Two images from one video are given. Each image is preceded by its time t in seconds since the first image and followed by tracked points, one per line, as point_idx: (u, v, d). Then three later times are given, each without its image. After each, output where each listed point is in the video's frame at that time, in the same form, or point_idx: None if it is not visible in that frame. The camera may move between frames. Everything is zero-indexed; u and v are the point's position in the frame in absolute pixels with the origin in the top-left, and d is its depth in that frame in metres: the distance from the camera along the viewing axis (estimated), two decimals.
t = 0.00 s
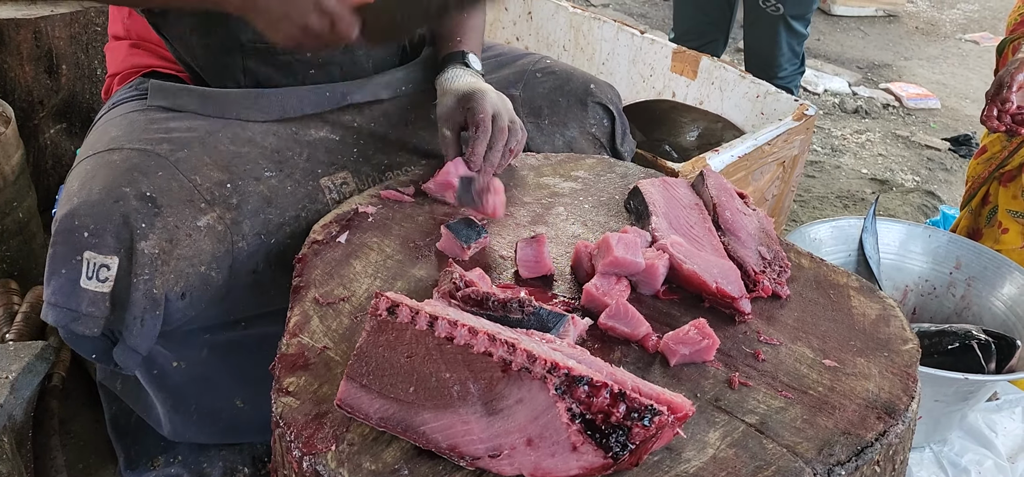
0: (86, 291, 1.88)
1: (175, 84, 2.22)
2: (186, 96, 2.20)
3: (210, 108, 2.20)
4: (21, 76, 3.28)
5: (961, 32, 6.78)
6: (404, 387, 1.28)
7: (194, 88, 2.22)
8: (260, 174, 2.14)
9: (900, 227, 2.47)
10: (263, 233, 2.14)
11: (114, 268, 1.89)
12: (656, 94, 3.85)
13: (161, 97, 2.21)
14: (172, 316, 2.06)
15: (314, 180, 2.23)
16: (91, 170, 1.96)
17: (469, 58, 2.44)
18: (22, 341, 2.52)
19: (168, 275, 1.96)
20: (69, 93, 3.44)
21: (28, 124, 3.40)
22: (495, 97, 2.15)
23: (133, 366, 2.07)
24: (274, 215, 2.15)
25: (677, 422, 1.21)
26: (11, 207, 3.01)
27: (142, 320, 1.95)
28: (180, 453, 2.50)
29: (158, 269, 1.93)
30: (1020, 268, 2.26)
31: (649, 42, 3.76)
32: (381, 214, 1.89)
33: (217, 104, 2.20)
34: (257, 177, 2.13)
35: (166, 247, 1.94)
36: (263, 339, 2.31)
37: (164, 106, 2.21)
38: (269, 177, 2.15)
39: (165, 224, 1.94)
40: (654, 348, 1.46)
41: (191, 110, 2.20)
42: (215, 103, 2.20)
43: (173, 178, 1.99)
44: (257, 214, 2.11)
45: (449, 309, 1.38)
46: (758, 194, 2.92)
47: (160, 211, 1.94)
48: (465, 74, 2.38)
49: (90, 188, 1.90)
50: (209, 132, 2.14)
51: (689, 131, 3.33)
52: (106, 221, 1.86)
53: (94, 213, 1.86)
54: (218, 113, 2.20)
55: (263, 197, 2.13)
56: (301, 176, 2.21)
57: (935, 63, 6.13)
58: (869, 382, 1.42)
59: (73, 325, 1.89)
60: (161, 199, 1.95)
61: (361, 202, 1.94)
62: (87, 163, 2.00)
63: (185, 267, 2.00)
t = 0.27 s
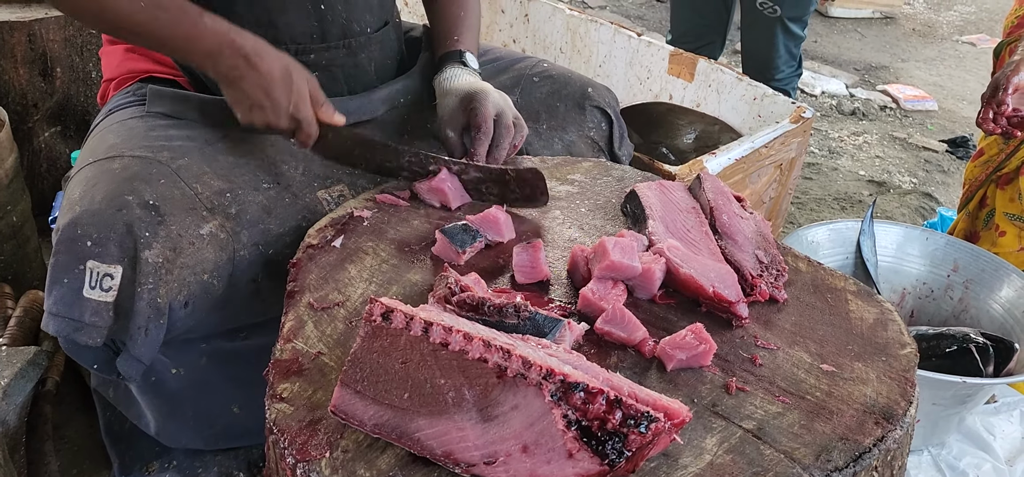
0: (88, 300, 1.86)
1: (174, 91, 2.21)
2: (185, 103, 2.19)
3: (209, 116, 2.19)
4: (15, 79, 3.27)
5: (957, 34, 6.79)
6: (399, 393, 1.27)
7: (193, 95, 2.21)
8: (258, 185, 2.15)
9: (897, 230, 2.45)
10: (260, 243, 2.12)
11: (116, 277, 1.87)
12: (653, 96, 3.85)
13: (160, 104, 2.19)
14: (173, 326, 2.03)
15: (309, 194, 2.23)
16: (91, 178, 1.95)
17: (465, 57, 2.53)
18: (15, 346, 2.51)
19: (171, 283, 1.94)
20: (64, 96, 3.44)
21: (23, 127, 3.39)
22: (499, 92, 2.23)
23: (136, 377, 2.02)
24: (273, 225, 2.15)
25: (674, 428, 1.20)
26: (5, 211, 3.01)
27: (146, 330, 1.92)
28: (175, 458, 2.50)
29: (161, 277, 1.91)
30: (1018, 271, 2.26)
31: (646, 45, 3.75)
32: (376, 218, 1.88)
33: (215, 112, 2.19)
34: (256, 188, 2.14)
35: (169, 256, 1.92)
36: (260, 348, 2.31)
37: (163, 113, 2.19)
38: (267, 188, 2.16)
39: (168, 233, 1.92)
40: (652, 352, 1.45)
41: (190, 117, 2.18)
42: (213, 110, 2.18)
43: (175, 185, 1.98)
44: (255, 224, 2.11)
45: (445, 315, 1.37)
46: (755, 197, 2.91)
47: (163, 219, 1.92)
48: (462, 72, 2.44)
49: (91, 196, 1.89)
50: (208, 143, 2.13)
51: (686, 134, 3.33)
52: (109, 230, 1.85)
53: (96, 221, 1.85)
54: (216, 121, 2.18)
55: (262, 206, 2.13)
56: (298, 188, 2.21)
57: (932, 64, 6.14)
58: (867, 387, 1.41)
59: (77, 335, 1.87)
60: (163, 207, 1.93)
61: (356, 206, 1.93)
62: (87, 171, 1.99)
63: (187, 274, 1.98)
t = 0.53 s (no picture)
0: (69, 305, 1.82)
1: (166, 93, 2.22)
2: (176, 104, 2.20)
3: (200, 116, 2.19)
4: (8, 82, 3.23)
5: (953, 35, 6.80)
6: (392, 400, 1.26)
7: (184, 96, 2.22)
8: (252, 181, 2.12)
9: (894, 232, 2.44)
10: (253, 243, 2.11)
11: (98, 282, 1.83)
12: (649, 99, 3.84)
13: (151, 106, 2.20)
14: (157, 330, 2.02)
15: (307, 187, 2.22)
16: (77, 181, 1.94)
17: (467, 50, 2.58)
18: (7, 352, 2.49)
19: (155, 287, 1.92)
20: (58, 99, 3.42)
21: (15, 131, 3.35)
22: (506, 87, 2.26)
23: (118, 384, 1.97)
24: (267, 224, 2.13)
25: (669, 434, 1.19)
26: None
27: (127, 334, 1.90)
28: (168, 463, 2.49)
29: (144, 282, 1.89)
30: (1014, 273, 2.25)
31: (642, 47, 3.75)
32: (371, 222, 1.87)
33: (207, 111, 2.19)
34: (250, 185, 2.12)
35: (151, 260, 1.90)
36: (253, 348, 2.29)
37: (153, 115, 2.19)
38: (262, 185, 2.14)
39: (151, 236, 1.90)
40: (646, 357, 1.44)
41: (181, 118, 2.18)
42: (204, 110, 2.19)
43: (162, 188, 1.97)
44: (249, 223, 2.09)
45: (438, 320, 1.36)
46: (751, 200, 2.91)
47: (146, 223, 1.90)
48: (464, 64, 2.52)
49: (75, 199, 1.87)
50: (199, 141, 2.12)
51: (681, 136, 3.32)
52: (91, 233, 1.82)
53: (79, 224, 1.82)
54: (207, 120, 2.18)
55: (256, 206, 2.11)
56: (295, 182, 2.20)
57: (928, 66, 6.15)
58: (862, 392, 1.41)
59: (58, 340, 1.81)
60: (147, 210, 1.91)
61: (349, 210, 1.92)
62: (71, 175, 1.98)
63: (171, 278, 1.95)
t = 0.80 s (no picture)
0: (85, 298, 1.81)
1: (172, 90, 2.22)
2: (182, 101, 2.20)
3: (205, 113, 2.20)
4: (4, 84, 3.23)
5: (951, 36, 6.80)
6: (388, 405, 1.25)
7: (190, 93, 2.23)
8: (257, 179, 2.12)
9: (891, 235, 2.45)
10: (262, 239, 2.10)
11: (114, 275, 1.83)
12: (647, 100, 3.84)
13: (158, 103, 2.20)
14: (171, 324, 2.02)
15: (310, 185, 2.21)
16: (89, 176, 1.93)
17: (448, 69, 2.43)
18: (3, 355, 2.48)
19: (169, 282, 1.91)
20: (54, 101, 3.42)
21: (12, 133, 3.34)
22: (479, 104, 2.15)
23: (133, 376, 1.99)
24: (271, 221, 2.12)
25: (666, 438, 1.19)
26: None
27: (143, 328, 1.89)
28: (166, 466, 2.47)
29: (159, 275, 1.88)
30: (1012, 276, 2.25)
31: (640, 49, 3.74)
32: (367, 225, 1.87)
33: (212, 108, 2.20)
34: (255, 182, 2.11)
35: (168, 254, 1.90)
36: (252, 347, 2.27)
37: (159, 111, 2.19)
38: (266, 182, 2.13)
39: (167, 231, 1.90)
40: (644, 362, 1.44)
41: (188, 114, 2.19)
42: (209, 107, 2.20)
43: (173, 182, 1.97)
44: (256, 220, 2.08)
45: (434, 324, 1.35)
46: (750, 202, 2.91)
47: (161, 217, 1.91)
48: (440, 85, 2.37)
49: (88, 194, 1.86)
50: (205, 137, 2.13)
51: (679, 138, 3.32)
52: (107, 227, 1.81)
53: (93, 219, 1.81)
54: (213, 117, 2.19)
55: (261, 202, 2.10)
56: (297, 182, 2.19)
57: (926, 67, 6.15)
58: (860, 395, 1.40)
59: (73, 332, 1.81)
60: (162, 205, 1.92)
61: (346, 213, 1.91)
62: (83, 169, 1.97)
63: (185, 274, 1.95)
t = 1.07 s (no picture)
0: (100, 307, 1.79)
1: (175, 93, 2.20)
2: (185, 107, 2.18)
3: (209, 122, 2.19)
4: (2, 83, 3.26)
5: (951, 37, 6.81)
6: (389, 404, 1.25)
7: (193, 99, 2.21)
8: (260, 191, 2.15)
9: (891, 235, 2.45)
10: (265, 248, 2.11)
11: (129, 284, 1.82)
12: (647, 100, 3.84)
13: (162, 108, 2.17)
14: (183, 332, 2.01)
15: (313, 197, 2.25)
16: (100, 184, 1.89)
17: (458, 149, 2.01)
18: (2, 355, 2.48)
19: (182, 288, 1.91)
20: (53, 101, 3.43)
21: (11, 132, 3.36)
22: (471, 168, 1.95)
23: (146, 384, 1.98)
24: (278, 229, 2.14)
25: (667, 438, 1.19)
26: None
27: (158, 336, 1.89)
28: (166, 466, 2.46)
29: (173, 283, 1.88)
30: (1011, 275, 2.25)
31: (639, 49, 3.74)
32: (368, 225, 1.87)
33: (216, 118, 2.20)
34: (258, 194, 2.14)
35: (181, 261, 1.90)
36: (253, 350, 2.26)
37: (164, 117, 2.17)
38: (270, 193, 2.17)
39: (179, 238, 1.90)
40: (644, 362, 1.44)
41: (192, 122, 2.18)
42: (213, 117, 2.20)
43: (182, 188, 1.97)
44: (262, 228, 2.11)
45: (435, 324, 1.35)
46: (750, 202, 2.91)
47: (174, 225, 1.90)
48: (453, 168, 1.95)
49: (102, 201, 1.85)
50: (209, 148, 2.13)
51: (679, 138, 3.32)
52: (121, 235, 1.81)
53: (108, 228, 1.81)
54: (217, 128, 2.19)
55: (269, 209, 2.14)
56: (301, 193, 2.24)
57: (925, 67, 6.16)
58: (861, 395, 1.40)
59: (88, 342, 1.79)
60: (174, 212, 1.92)
61: (346, 213, 1.91)
62: (93, 176, 1.93)
63: (197, 280, 1.95)
